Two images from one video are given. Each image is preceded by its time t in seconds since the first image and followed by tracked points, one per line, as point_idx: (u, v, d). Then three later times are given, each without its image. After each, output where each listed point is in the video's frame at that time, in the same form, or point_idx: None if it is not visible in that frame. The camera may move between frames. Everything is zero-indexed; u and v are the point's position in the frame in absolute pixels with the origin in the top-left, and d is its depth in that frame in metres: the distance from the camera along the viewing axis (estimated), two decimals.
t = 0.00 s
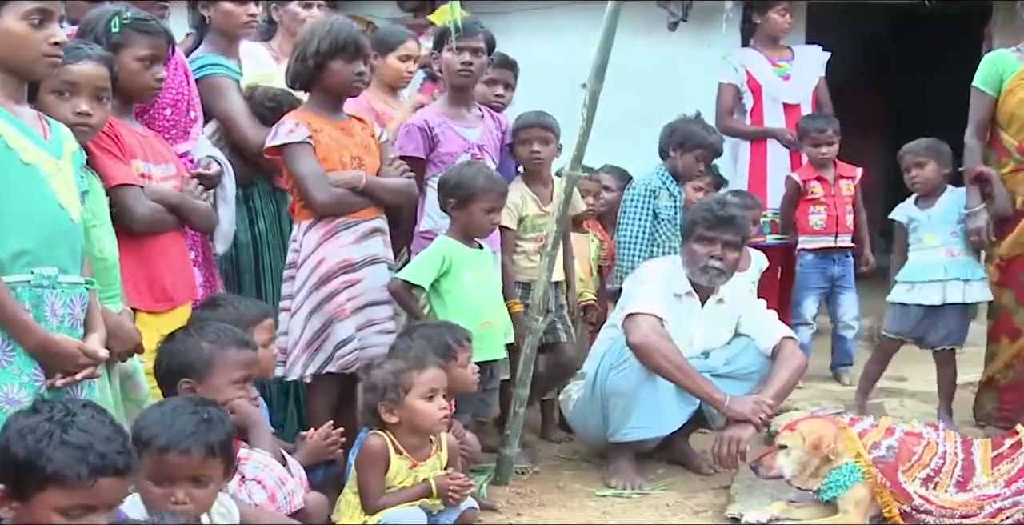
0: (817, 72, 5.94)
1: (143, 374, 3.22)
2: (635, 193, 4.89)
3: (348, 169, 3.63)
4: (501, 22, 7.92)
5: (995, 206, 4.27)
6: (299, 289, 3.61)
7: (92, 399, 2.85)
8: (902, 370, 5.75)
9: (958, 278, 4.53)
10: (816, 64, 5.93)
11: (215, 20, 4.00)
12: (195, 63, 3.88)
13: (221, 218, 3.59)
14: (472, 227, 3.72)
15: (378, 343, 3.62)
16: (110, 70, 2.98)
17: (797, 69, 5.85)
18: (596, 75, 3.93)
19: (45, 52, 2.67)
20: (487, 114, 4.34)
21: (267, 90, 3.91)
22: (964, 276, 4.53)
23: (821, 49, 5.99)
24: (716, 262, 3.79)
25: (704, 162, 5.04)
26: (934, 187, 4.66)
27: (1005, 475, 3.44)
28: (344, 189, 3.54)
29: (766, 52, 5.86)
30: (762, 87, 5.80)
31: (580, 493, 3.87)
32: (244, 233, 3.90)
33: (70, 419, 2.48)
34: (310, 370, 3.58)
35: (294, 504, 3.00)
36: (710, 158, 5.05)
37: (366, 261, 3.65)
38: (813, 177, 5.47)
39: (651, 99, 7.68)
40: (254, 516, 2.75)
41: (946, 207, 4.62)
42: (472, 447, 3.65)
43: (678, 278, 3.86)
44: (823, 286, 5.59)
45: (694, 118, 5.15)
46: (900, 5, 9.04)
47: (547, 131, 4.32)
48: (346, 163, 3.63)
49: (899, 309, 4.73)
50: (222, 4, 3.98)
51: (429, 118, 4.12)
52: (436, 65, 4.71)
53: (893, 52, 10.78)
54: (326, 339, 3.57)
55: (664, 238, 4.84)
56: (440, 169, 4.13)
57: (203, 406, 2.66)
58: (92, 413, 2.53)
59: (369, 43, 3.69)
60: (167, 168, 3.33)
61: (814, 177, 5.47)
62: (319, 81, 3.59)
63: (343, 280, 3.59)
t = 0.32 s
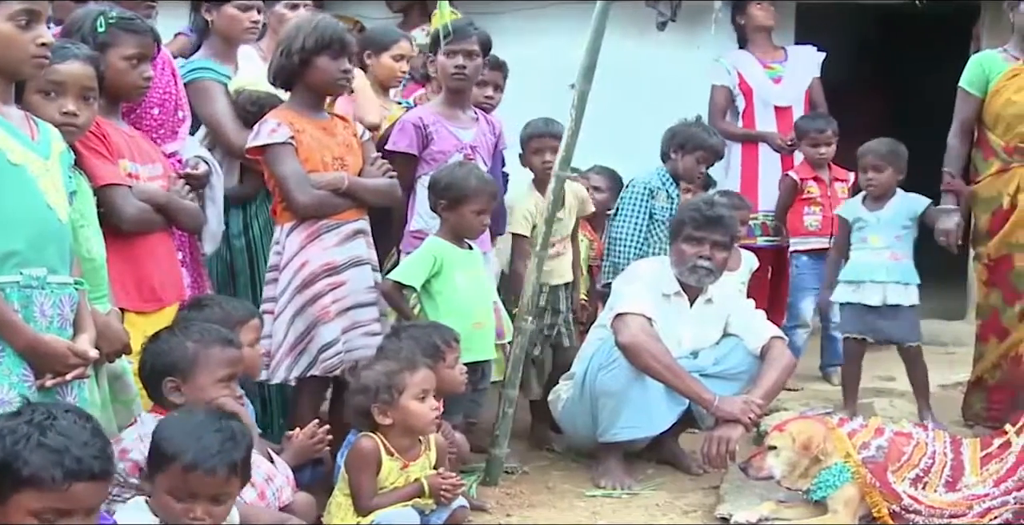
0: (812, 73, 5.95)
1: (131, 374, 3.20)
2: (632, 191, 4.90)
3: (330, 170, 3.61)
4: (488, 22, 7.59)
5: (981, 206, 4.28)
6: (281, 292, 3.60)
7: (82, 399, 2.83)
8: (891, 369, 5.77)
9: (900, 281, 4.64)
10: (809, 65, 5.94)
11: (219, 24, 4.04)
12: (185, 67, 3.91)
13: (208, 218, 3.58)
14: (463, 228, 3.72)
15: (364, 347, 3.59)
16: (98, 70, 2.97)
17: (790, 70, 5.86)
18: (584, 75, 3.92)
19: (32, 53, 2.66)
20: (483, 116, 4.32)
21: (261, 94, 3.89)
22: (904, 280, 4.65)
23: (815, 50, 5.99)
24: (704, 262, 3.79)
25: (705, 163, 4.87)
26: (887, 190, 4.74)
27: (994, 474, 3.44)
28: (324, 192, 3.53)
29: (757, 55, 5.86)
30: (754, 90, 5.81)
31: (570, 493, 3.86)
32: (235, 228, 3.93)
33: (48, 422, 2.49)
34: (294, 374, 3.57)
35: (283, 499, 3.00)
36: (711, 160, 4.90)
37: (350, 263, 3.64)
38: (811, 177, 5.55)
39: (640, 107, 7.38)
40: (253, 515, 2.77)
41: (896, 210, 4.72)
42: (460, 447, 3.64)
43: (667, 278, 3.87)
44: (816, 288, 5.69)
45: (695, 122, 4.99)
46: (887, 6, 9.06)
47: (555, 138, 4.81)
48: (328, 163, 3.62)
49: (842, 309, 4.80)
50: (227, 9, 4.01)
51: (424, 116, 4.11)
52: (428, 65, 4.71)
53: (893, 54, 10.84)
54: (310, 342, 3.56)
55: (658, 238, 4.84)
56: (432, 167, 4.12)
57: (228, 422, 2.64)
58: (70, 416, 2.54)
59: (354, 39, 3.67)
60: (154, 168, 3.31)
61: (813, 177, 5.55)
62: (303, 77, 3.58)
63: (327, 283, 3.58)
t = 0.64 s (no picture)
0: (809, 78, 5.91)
1: (118, 377, 3.19)
2: (623, 192, 4.90)
3: (320, 170, 3.60)
4: (480, 24, 7.39)
5: (969, 208, 4.29)
6: (273, 293, 3.58)
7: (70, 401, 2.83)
8: (881, 370, 5.79)
9: (877, 277, 4.66)
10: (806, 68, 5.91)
11: (213, 28, 4.02)
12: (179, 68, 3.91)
13: (198, 220, 3.58)
14: (452, 230, 3.71)
15: (355, 346, 3.57)
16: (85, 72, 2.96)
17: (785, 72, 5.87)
18: (573, 76, 3.92)
19: (20, 54, 2.69)
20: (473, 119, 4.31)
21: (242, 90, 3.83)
22: (882, 275, 4.68)
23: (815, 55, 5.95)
24: (694, 264, 3.80)
25: (701, 164, 4.80)
26: (862, 186, 4.77)
27: (983, 476, 3.45)
28: (315, 191, 3.51)
29: (752, 56, 5.92)
30: (747, 91, 5.86)
31: (560, 495, 3.86)
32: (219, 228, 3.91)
33: (30, 417, 2.52)
34: (283, 374, 3.56)
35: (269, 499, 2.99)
36: (708, 161, 4.81)
37: (343, 262, 3.62)
38: (786, 176, 5.40)
39: (631, 110, 7.33)
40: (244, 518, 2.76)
41: (869, 207, 4.77)
42: (450, 449, 3.62)
43: (656, 278, 3.89)
44: (788, 290, 5.48)
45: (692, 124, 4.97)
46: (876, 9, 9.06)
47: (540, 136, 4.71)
48: (317, 163, 3.61)
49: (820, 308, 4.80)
50: (222, 14, 4.00)
51: (415, 117, 4.10)
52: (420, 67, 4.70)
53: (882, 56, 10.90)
54: (300, 343, 3.54)
55: (648, 240, 4.87)
56: (422, 168, 4.11)
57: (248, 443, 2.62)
58: (53, 410, 2.57)
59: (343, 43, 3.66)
60: (141, 169, 3.30)
61: (788, 177, 5.41)
62: (293, 82, 3.56)
63: (320, 283, 3.56)
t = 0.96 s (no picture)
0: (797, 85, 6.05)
1: (102, 379, 3.18)
2: (611, 194, 4.87)
3: (318, 174, 3.59)
4: (472, 24, 7.37)
5: (955, 209, 4.30)
6: (269, 294, 3.58)
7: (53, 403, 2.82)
8: (869, 371, 5.81)
9: (861, 278, 4.67)
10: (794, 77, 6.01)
11: (205, 30, 4.01)
12: (169, 68, 3.90)
13: (186, 223, 3.55)
14: (440, 231, 3.70)
15: (351, 346, 3.56)
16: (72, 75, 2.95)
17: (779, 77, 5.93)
18: (562, 77, 3.91)
19: (5, 54, 2.72)
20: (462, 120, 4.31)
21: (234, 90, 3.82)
22: (865, 277, 4.69)
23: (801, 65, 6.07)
24: (686, 266, 3.80)
25: (687, 165, 4.83)
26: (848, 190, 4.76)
27: (971, 477, 3.45)
28: (310, 195, 3.50)
29: (751, 56, 5.92)
30: (743, 89, 5.87)
31: (549, 497, 3.86)
32: (205, 231, 3.89)
33: (63, 426, 2.43)
34: (284, 376, 3.56)
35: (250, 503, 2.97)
36: (694, 162, 4.83)
37: (338, 263, 3.62)
38: (772, 178, 5.32)
39: (620, 110, 7.32)
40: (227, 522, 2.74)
41: (851, 209, 4.76)
42: (438, 452, 3.60)
43: (644, 280, 3.89)
44: (775, 293, 5.48)
45: (678, 125, 4.99)
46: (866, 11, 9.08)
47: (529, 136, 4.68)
48: (316, 168, 3.60)
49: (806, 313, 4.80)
50: (212, 16, 3.98)
51: (405, 118, 4.10)
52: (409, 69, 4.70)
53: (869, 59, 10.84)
54: (299, 344, 3.54)
55: (636, 242, 4.85)
56: (412, 169, 4.10)
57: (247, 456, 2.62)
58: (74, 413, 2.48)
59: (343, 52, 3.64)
60: (128, 171, 3.29)
61: (773, 179, 5.33)
62: (293, 90, 3.56)
63: (315, 283, 3.56)
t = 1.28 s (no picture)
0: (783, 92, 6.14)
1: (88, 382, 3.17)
2: (596, 195, 4.86)
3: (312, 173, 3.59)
4: (460, 25, 7.38)
5: (942, 209, 4.30)
6: (260, 293, 3.58)
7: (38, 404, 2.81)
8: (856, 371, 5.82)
9: (848, 278, 4.69)
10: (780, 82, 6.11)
11: (186, 33, 3.99)
12: (153, 71, 3.86)
13: (171, 223, 3.56)
14: (428, 232, 3.70)
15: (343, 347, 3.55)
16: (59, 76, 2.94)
17: (772, 80, 5.98)
18: (550, 78, 3.91)
19: None
20: (449, 120, 4.31)
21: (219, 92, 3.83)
22: (852, 278, 4.70)
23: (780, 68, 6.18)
24: (674, 267, 3.81)
25: (675, 167, 4.87)
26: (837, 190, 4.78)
27: (958, 477, 3.44)
28: (306, 191, 3.50)
29: (747, 56, 5.93)
30: (740, 89, 5.87)
31: (537, 497, 3.86)
32: (194, 232, 3.88)
33: (98, 393, 2.44)
34: (276, 376, 3.55)
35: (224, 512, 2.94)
36: (681, 163, 4.89)
37: (330, 263, 3.62)
38: (757, 177, 5.33)
39: (608, 111, 7.32)
40: None
41: (840, 209, 4.77)
42: (426, 453, 3.59)
43: (632, 280, 3.89)
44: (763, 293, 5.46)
45: (665, 125, 5.01)
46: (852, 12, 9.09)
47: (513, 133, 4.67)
48: (310, 168, 3.60)
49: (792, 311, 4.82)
50: (193, 19, 3.97)
51: (396, 117, 4.10)
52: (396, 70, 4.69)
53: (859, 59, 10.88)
54: (290, 344, 3.54)
55: (620, 240, 4.82)
56: (404, 168, 4.09)
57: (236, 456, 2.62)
58: (109, 380, 2.48)
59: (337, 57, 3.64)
60: (115, 172, 3.28)
61: (758, 178, 5.33)
62: (286, 95, 3.55)
63: (307, 283, 3.56)
